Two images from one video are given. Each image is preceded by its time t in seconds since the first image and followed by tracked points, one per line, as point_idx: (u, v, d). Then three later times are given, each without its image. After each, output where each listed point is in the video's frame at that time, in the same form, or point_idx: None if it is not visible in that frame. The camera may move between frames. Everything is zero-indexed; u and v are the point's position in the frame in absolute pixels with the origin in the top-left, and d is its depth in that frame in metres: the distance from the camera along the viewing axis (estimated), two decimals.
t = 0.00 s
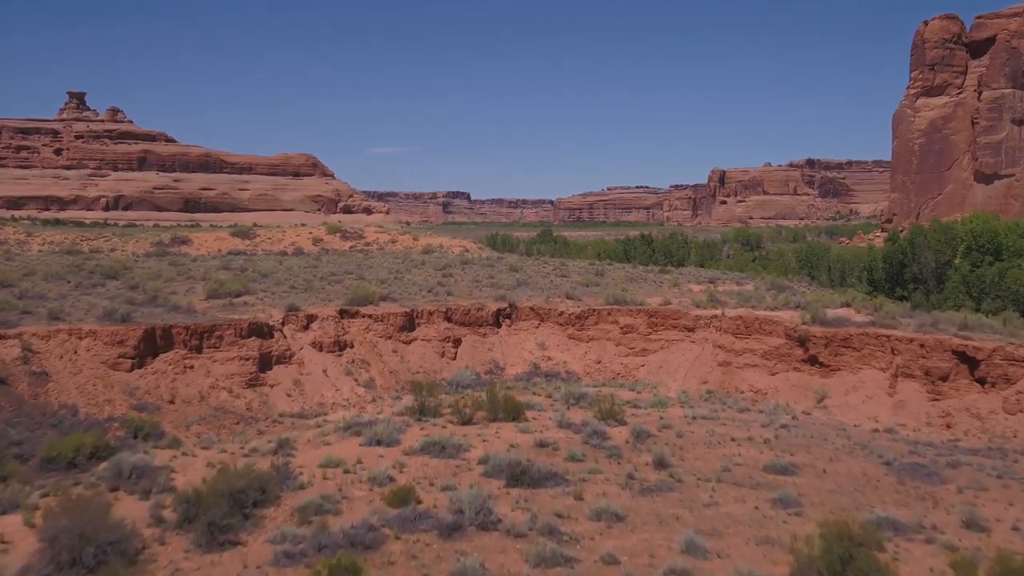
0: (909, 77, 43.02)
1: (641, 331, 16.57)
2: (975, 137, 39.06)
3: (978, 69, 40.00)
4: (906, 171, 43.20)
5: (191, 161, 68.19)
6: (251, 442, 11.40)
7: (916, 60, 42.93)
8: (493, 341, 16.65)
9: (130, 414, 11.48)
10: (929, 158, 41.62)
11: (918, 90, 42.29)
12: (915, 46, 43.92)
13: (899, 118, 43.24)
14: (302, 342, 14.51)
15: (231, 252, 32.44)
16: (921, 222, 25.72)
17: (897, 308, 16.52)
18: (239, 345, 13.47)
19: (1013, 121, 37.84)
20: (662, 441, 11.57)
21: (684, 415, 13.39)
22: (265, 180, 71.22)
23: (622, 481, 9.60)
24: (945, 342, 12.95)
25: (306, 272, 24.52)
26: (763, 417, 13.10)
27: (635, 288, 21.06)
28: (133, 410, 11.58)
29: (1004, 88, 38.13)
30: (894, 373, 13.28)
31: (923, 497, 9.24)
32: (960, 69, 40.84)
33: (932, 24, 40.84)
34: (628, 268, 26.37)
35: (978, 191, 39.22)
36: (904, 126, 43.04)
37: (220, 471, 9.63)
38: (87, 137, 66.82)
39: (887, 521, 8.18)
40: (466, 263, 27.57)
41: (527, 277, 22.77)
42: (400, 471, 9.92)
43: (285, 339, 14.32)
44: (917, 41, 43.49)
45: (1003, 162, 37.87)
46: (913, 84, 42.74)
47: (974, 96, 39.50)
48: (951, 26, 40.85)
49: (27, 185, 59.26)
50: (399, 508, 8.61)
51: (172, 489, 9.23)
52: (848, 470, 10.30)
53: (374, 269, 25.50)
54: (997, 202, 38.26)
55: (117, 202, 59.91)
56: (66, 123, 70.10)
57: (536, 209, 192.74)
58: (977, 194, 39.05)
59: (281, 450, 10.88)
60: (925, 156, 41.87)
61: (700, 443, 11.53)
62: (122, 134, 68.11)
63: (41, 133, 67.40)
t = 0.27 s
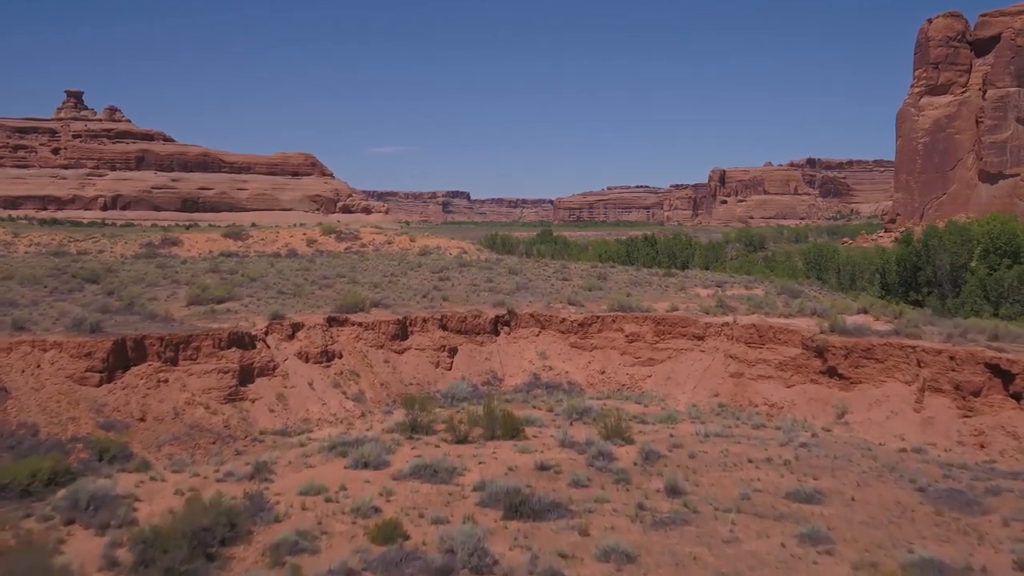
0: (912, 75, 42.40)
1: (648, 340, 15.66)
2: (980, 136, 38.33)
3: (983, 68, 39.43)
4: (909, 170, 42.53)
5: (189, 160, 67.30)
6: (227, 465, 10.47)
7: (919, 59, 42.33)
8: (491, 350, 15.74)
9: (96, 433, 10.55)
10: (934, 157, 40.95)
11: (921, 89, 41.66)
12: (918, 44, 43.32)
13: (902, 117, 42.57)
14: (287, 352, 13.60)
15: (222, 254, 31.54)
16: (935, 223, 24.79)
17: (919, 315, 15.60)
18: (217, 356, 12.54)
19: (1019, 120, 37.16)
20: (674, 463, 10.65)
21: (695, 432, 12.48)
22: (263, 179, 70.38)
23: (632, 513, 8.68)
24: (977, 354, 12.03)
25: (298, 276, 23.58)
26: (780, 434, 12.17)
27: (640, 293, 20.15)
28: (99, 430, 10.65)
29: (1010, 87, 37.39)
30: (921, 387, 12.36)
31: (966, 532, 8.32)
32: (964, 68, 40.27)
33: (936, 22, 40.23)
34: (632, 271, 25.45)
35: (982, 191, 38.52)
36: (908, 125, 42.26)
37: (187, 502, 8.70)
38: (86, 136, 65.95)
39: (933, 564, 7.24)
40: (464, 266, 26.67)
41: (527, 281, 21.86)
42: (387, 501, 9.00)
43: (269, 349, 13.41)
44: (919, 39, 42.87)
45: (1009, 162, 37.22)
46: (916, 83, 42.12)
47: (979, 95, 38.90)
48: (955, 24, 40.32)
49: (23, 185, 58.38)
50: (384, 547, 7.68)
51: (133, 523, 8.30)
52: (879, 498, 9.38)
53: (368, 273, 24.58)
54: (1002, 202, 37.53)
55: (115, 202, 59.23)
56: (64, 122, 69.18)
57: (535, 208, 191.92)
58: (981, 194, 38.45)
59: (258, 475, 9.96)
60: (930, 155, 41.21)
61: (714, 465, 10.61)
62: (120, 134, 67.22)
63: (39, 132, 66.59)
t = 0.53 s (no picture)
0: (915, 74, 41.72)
1: (654, 348, 14.86)
2: (984, 135, 37.55)
3: (987, 67, 38.86)
4: (912, 169, 41.70)
5: (187, 160, 66.51)
6: (201, 490, 9.66)
7: (922, 58, 41.65)
8: (489, 358, 14.94)
9: (60, 454, 9.74)
10: (937, 156, 40.15)
11: (924, 88, 40.99)
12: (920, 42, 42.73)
13: (905, 117, 41.84)
14: (271, 363, 12.79)
15: (214, 256, 30.73)
16: (948, 225, 23.99)
17: (940, 322, 14.79)
18: (196, 368, 11.73)
19: None
20: (686, 486, 9.85)
21: (706, 449, 11.67)
22: (262, 179, 69.64)
23: (642, 546, 7.87)
24: (1010, 367, 11.22)
25: (289, 279, 22.76)
26: (798, 452, 11.36)
27: (644, 297, 19.34)
28: (63, 450, 9.83)
29: (1015, 86, 36.73)
30: (949, 402, 11.53)
31: (1013, 569, 7.50)
32: (968, 66, 39.70)
33: (940, 20, 39.62)
34: (635, 273, 24.64)
35: (986, 191, 37.75)
36: (911, 124, 41.45)
37: (151, 534, 7.89)
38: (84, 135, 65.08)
39: None
40: (461, 269, 25.88)
41: (527, 285, 21.06)
42: (372, 533, 8.18)
43: (252, 360, 12.60)
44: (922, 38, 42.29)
45: (1014, 161, 36.51)
46: (919, 82, 41.43)
47: (983, 94, 38.31)
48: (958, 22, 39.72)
49: (19, 185, 57.61)
50: None
51: (89, 558, 7.50)
52: (912, 527, 8.57)
53: (362, 276, 23.77)
54: (1006, 202, 36.72)
55: (113, 202, 58.54)
56: (62, 122, 68.26)
57: (535, 208, 191.09)
58: (985, 194, 37.70)
59: (234, 500, 9.16)
60: (933, 155, 40.44)
61: (729, 488, 9.79)
62: (119, 133, 66.37)
63: (37, 132, 65.76)
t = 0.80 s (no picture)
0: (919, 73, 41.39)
1: (661, 357, 14.05)
2: (988, 135, 37.16)
3: (991, 65, 38.50)
4: (915, 170, 41.26)
5: (185, 159, 65.78)
6: (171, 518, 8.84)
7: (926, 57, 41.39)
8: (487, 368, 14.13)
9: (17, 478, 8.92)
10: (941, 156, 39.71)
11: (928, 87, 40.67)
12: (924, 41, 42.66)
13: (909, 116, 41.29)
14: (254, 375, 11.97)
15: (207, 258, 29.96)
16: (963, 226, 23.14)
17: (965, 330, 13.96)
18: (170, 381, 10.91)
19: None
20: (700, 513, 9.02)
21: (720, 468, 10.86)
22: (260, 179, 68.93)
23: None
24: None
25: (280, 283, 21.93)
26: (819, 472, 10.54)
27: (649, 302, 18.52)
28: (21, 473, 9.01)
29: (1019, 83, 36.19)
30: (981, 418, 10.70)
31: None
32: (972, 65, 39.37)
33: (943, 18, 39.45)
34: (639, 276, 23.82)
35: (991, 191, 37.21)
36: (914, 123, 41.00)
37: (108, 574, 7.06)
38: (82, 134, 64.15)
39: None
40: (458, 271, 25.06)
41: (527, 289, 20.23)
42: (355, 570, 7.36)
43: (233, 372, 11.78)
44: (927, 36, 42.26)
45: (1018, 161, 35.80)
46: (923, 81, 41.09)
47: (987, 93, 37.88)
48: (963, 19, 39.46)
49: (15, 185, 56.89)
50: None
51: None
52: (952, 562, 7.75)
53: (355, 279, 22.95)
54: (1010, 202, 36.24)
55: (111, 202, 57.86)
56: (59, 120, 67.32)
57: (535, 207, 190.31)
58: (989, 193, 37.19)
59: (204, 530, 8.34)
60: (936, 155, 40.07)
61: (748, 515, 8.97)
62: (117, 132, 65.53)
63: (35, 131, 64.90)
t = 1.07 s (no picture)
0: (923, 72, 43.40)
1: (671, 369, 13.14)
2: (993, 134, 39.11)
3: (996, 65, 40.47)
4: (919, 169, 43.56)
5: (184, 159, 65.01)
6: (128, 557, 7.89)
7: (930, 55, 43.30)
8: (484, 380, 13.23)
9: None
10: (945, 155, 41.89)
11: (933, 86, 42.69)
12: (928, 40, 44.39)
13: (913, 116, 43.55)
14: (231, 390, 11.05)
15: (199, 260, 29.11)
16: (980, 229, 22.32)
17: (994, 339, 13.11)
18: (137, 399, 9.98)
19: None
20: (719, 549, 8.08)
21: (738, 494, 9.92)
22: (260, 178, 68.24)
23: None
24: None
25: (268, 287, 20.99)
26: (848, 499, 9.60)
27: (654, 308, 17.57)
28: None
29: None
30: None
31: None
32: (976, 64, 41.40)
33: (948, 18, 41.17)
34: (643, 279, 22.97)
35: (996, 189, 39.57)
36: (919, 123, 43.17)
37: None
38: (80, 134, 62.93)
39: None
40: (455, 274, 24.17)
41: (526, 294, 19.32)
42: None
43: (208, 387, 10.86)
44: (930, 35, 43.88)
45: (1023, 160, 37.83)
46: (928, 80, 43.06)
47: (991, 92, 39.93)
48: (968, 19, 41.20)
49: (11, 185, 56.07)
50: None
51: None
52: None
53: (348, 283, 22.05)
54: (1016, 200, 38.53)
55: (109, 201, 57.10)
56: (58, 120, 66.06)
57: (535, 207, 189.76)
58: (994, 192, 39.57)
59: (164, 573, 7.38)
60: (941, 154, 42.17)
61: (774, 552, 8.03)
62: (115, 131, 64.59)
63: (32, 129, 63.83)
